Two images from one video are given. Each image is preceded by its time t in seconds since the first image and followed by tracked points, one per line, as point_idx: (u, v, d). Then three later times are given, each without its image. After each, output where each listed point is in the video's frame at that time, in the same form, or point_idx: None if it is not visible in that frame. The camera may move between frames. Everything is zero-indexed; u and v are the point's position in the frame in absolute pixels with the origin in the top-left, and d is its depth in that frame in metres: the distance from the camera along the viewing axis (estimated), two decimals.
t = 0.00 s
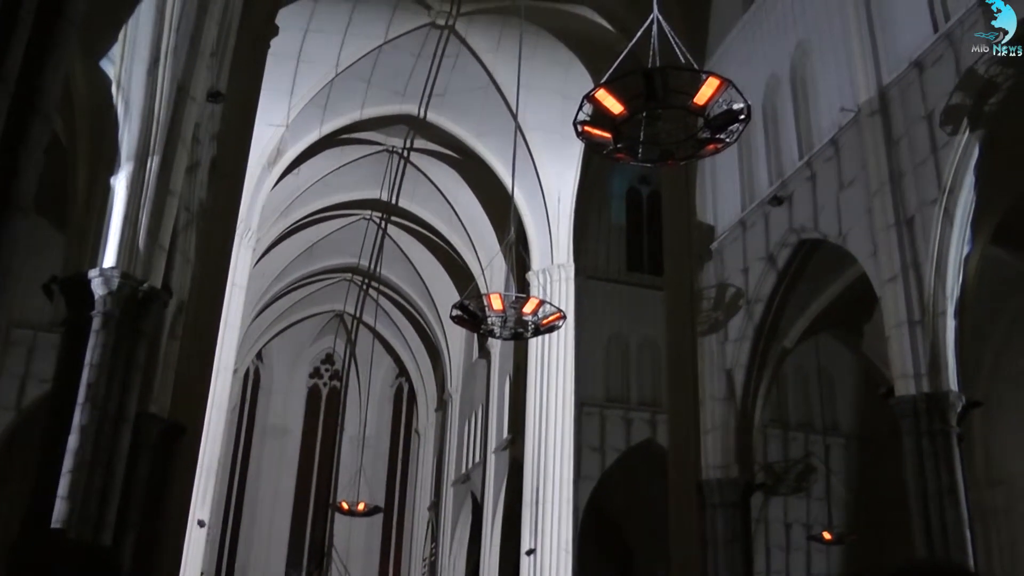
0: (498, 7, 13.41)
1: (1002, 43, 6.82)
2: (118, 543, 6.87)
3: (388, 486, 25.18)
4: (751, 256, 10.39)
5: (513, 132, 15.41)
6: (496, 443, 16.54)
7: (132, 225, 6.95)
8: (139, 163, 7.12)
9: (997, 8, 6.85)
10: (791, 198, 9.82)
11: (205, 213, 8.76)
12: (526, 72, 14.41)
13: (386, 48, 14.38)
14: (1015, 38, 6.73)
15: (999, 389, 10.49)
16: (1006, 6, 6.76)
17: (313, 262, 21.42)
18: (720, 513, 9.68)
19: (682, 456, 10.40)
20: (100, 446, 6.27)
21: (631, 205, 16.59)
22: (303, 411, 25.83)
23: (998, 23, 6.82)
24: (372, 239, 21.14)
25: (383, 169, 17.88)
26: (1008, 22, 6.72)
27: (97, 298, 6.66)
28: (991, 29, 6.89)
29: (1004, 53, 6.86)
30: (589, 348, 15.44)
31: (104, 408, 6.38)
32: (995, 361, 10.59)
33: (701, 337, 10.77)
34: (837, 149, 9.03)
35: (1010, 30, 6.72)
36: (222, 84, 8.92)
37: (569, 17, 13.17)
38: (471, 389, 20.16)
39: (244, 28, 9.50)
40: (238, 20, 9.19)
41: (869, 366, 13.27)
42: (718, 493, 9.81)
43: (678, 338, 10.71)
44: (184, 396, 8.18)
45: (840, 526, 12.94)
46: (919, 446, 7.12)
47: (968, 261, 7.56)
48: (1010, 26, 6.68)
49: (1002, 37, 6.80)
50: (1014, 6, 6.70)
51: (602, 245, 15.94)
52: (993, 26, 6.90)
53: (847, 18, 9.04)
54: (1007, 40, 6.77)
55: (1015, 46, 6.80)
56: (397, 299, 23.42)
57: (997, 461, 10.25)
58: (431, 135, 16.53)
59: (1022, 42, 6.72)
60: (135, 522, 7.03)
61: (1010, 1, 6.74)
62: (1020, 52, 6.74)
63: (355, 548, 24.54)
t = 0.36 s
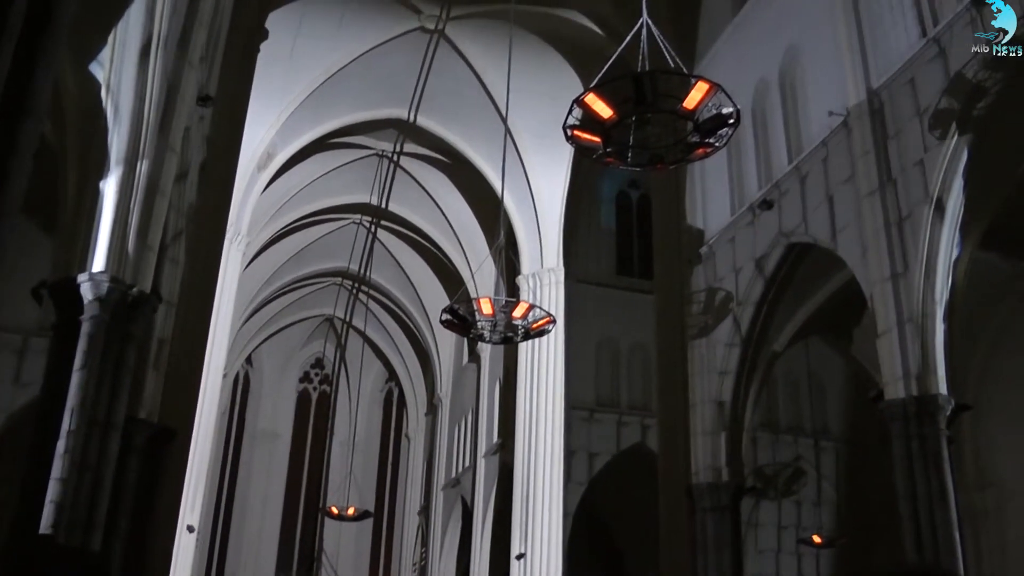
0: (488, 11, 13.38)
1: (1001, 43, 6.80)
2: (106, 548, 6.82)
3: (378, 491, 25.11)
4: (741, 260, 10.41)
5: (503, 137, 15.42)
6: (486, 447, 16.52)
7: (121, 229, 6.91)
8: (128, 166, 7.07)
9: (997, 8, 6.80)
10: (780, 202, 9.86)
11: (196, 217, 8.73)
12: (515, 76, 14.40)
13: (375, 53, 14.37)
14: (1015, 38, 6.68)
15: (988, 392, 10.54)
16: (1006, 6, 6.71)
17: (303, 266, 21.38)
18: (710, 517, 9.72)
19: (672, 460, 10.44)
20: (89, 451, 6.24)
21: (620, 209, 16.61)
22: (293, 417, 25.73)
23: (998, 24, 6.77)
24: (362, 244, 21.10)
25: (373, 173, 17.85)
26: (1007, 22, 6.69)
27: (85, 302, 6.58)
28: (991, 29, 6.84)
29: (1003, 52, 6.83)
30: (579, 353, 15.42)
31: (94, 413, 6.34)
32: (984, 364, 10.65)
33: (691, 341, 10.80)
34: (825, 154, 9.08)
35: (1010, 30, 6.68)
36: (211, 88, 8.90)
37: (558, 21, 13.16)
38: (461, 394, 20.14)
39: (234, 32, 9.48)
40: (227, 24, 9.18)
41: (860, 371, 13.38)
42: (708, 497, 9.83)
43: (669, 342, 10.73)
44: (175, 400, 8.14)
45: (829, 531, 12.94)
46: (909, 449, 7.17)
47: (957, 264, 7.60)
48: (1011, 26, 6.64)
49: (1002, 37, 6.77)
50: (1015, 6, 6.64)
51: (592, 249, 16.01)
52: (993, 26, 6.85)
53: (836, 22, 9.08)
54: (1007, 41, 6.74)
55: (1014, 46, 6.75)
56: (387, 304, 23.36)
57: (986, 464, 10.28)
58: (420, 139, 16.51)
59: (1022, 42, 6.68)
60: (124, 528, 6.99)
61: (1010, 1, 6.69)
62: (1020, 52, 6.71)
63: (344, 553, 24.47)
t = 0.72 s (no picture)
0: (482, 15, 13.39)
1: (1001, 43, 6.77)
2: (99, 552, 6.79)
3: (370, 495, 25.07)
4: (734, 265, 10.43)
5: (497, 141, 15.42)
6: (479, 451, 16.49)
7: (115, 230, 6.90)
8: (121, 169, 7.04)
9: (998, 8, 6.75)
10: (774, 206, 9.88)
11: (189, 220, 8.71)
12: (509, 80, 14.42)
13: (369, 57, 14.36)
14: (1015, 38, 6.61)
15: (980, 396, 10.58)
16: (1006, 5, 6.65)
17: (297, 269, 21.34)
18: (703, 522, 9.73)
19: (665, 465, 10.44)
20: (81, 455, 6.20)
21: (614, 214, 16.63)
22: (286, 420, 25.66)
23: (998, 23, 6.74)
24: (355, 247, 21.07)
25: (366, 176, 17.82)
26: (1007, 22, 6.64)
27: (77, 305, 6.56)
28: (991, 30, 6.83)
29: (1003, 52, 6.81)
30: (572, 357, 15.43)
31: (87, 416, 6.31)
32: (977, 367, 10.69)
33: (685, 346, 10.89)
34: (818, 158, 9.11)
35: (1010, 30, 6.63)
36: (205, 91, 8.88)
37: (552, 25, 13.17)
38: (454, 398, 20.11)
39: (228, 36, 9.46)
40: (221, 27, 9.15)
41: (850, 378, 13.60)
42: (700, 500, 9.85)
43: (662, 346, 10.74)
44: (167, 404, 8.11)
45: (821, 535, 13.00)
46: (902, 453, 7.18)
47: (950, 269, 7.62)
48: (1011, 26, 6.60)
49: (1002, 37, 6.74)
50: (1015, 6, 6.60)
51: (585, 253, 16.06)
52: (993, 26, 6.84)
53: (830, 28, 9.11)
54: (1007, 40, 6.70)
55: (1014, 47, 6.68)
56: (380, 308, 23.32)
57: (977, 468, 10.32)
58: (414, 143, 16.51)
59: (1022, 42, 6.63)
60: (116, 533, 6.95)
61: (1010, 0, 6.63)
62: (1019, 52, 6.66)
63: (338, 557, 24.41)
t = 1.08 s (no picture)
0: (479, 16, 13.39)
1: (1001, 43, 6.87)
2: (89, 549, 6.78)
3: (362, 494, 25.05)
4: (728, 268, 10.44)
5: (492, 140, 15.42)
6: (471, 450, 16.47)
7: (109, 227, 6.90)
8: (116, 165, 7.04)
9: (997, 8, 6.88)
10: (768, 210, 9.89)
11: (184, 217, 8.68)
12: (505, 80, 14.40)
13: (365, 56, 14.33)
14: (1015, 38, 6.76)
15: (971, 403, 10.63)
16: (1006, 6, 6.80)
17: (290, 268, 21.28)
18: (694, 524, 9.75)
19: (657, 468, 10.45)
20: (72, 452, 6.16)
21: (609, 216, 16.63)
22: (278, 419, 25.60)
23: (998, 23, 6.88)
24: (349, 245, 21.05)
25: (361, 175, 17.79)
26: (1008, 22, 6.79)
27: (70, 300, 6.53)
28: (990, 30, 6.95)
29: (1003, 53, 6.89)
30: (565, 358, 15.41)
31: (78, 412, 6.28)
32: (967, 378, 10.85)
33: (677, 348, 10.90)
34: (814, 163, 9.13)
35: (1010, 30, 6.78)
36: (200, 88, 8.86)
37: (549, 26, 13.17)
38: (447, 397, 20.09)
39: (224, 33, 9.44)
40: (217, 24, 9.13)
41: (843, 380, 13.41)
42: (691, 503, 9.88)
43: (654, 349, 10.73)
44: (160, 401, 8.09)
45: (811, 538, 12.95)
46: (894, 459, 7.19)
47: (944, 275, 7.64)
48: (1011, 25, 6.75)
49: (1002, 37, 6.85)
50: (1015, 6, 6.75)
51: (579, 254, 16.07)
52: (992, 26, 6.96)
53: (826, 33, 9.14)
54: (1007, 41, 6.81)
55: (1014, 47, 6.80)
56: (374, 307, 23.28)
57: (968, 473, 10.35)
58: (410, 142, 16.49)
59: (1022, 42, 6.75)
60: (107, 529, 6.92)
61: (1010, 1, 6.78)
62: (1020, 52, 6.77)
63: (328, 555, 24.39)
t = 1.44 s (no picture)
0: (473, 16, 13.42)
1: (1001, 43, 6.89)
2: (72, 543, 6.74)
3: (344, 492, 24.97)
4: (716, 273, 10.46)
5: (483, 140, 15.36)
6: (455, 450, 16.43)
7: (97, 218, 6.85)
8: (106, 157, 7.00)
9: (998, 8, 6.95)
10: (757, 217, 9.92)
11: (173, 211, 8.63)
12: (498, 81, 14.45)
13: (359, 52, 14.34)
14: (1015, 38, 6.78)
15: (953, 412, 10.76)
16: (1006, 6, 6.90)
17: (277, 266, 21.04)
18: (677, 528, 9.79)
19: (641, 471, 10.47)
20: (57, 444, 6.12)
21: (598, 220, 16.67)
22: (262, 416, 25.40)
23: (998, 24, 6.93)
24: (338, 242, 20.97)
25: (350, 172, 17.81)
26: (1008, 22, 6.86)
27: (57, 291, 6.49)
28: (990, 30, 6.98)
29: (1003, 53, 6.88)
30: (552, 360, 15.40)
31: (64, 404, 6.24)
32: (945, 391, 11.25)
33: (663, 352, 10.94)
34: (803, 171, 9.18)
35: (1010, 29, 6.83)
36: (192, 82, 8.82)
37: (541, 26, 13.11)
38: (432, 396, 20.06)
39: (217, 27, 9.40)
40: (210, 19, 9.09)
41: (829, 391, 13.32)
42: (675, 507, 9.91)
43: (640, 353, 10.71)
44: (144, 394, 8.03)
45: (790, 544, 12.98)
46: (878, 466, 7.21)
47: (930, 286, 7.69)
48: (1011, 25, 6.81)
49: (1002, 37, 6.88)
50: (1015, 6, 6.84)
51: (567, 257, 16.12)
52: (993, 26, 6.98)
53: (817, 43, 9.21)
54: (1007, 41, 6.85)
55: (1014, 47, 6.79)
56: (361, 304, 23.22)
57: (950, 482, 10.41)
58: (400, 141, 16.39)
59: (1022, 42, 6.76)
60: (89, 523, 6.88)
61: (1011, 1, 6.87)
62: (1020, 51, 6.77)
63: (310, 553, 24.29)
